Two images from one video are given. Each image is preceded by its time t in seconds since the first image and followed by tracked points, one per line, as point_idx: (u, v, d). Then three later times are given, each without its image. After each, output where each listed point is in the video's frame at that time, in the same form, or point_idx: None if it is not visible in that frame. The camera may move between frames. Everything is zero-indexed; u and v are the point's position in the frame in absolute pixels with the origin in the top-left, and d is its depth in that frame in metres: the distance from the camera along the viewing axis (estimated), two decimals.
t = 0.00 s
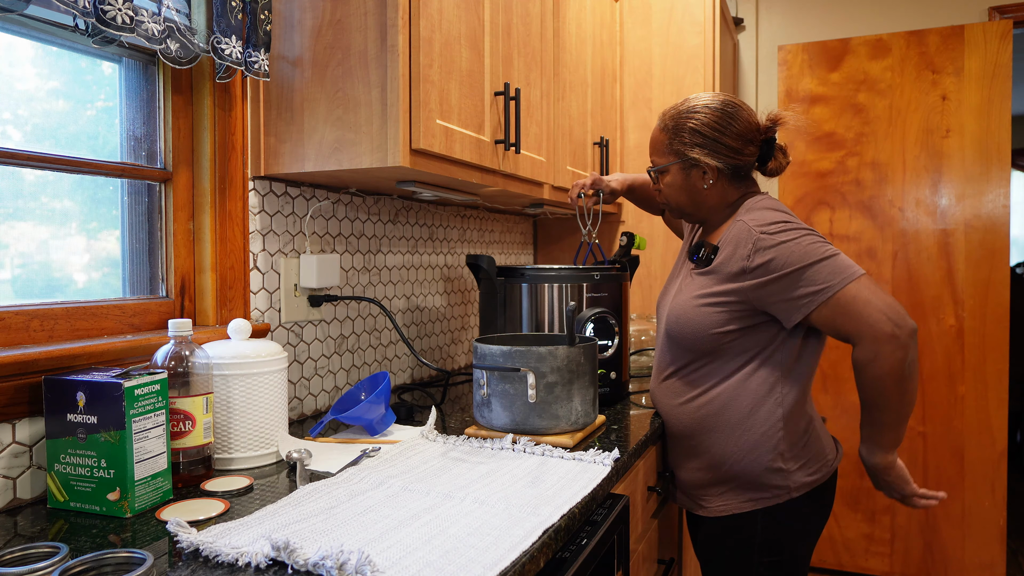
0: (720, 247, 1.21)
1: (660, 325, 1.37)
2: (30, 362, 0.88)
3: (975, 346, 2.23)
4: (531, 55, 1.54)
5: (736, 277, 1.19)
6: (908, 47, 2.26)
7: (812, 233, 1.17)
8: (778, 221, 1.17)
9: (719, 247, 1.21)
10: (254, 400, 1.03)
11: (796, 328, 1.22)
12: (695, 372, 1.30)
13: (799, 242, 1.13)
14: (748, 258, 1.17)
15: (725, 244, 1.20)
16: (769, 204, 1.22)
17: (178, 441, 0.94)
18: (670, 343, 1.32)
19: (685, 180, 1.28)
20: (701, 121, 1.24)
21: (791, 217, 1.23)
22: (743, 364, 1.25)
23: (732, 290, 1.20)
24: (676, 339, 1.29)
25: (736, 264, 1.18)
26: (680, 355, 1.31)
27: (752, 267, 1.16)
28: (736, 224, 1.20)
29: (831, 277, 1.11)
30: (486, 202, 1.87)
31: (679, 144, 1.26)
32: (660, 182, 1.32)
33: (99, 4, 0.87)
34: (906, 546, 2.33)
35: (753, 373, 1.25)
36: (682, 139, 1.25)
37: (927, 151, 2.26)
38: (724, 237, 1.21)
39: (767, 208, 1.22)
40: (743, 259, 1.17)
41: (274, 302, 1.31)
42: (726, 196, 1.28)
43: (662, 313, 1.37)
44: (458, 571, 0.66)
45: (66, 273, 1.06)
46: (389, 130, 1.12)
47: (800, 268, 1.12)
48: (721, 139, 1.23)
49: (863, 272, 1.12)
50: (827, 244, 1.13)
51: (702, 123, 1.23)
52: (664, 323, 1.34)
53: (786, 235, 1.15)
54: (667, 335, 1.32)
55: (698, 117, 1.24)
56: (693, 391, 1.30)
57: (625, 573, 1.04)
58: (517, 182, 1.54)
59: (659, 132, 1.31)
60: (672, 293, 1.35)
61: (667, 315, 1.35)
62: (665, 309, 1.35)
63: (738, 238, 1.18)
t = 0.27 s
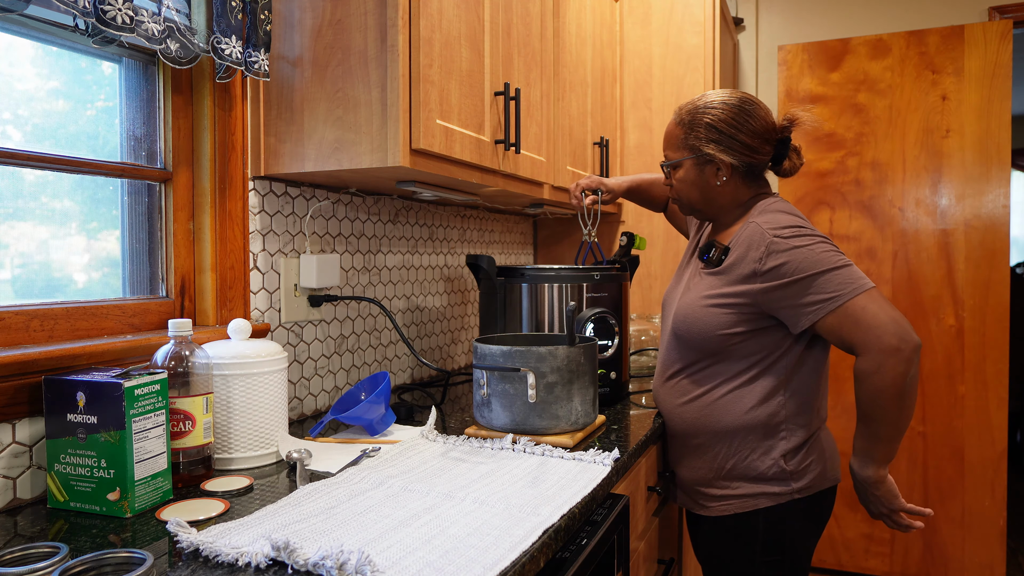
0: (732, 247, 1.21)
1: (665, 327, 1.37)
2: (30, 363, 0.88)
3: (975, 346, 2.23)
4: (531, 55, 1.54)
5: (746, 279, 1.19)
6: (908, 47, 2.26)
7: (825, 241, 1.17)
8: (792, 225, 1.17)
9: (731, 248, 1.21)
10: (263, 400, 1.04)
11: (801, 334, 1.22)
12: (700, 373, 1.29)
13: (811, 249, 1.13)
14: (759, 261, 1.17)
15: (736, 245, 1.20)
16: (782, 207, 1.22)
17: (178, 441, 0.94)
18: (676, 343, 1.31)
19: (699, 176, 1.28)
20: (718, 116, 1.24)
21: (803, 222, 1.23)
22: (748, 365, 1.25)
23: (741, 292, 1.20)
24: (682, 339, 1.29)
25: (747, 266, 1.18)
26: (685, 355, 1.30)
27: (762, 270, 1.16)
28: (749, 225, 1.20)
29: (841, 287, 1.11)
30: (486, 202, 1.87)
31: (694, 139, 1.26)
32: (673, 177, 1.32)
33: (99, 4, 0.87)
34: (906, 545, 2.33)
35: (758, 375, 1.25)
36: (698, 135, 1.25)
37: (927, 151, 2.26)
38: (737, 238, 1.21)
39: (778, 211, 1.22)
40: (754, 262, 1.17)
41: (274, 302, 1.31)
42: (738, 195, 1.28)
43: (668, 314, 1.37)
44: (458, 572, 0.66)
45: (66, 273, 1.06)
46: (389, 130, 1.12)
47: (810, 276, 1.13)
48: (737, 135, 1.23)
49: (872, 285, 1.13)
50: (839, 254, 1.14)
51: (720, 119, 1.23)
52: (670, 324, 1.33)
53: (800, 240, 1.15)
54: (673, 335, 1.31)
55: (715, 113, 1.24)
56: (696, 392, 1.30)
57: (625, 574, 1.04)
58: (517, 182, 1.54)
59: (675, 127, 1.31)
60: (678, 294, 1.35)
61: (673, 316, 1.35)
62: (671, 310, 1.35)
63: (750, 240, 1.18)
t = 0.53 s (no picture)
0: (749, 247, 1.21)
1: (673, 326, 1.36)
2: (30, 362, 0.87)
3: (975, 346, 2.23)
4: (531, 55, 1.54)
5: (763, 280, 1.19)
6: (908, 47, 2.26)
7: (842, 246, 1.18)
8: (811, 228, 1.17)
9: (747, 249, 1.21)
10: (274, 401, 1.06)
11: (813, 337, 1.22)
12: (712, 372, 1.29)
13: (831, 253, 1.14)
14: (777, 263, 1.17)
15: (754, 245, 1.19)
16: (798, 210, 1.22)
17: (178, 441, 0.94)
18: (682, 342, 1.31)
19: (716, 171, 1.27)
20: (738, 112, 1.23)
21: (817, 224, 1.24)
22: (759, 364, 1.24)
23: (757, 292, 1.19)
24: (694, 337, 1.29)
25: (765, 267, 1.18)
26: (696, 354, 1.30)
27: (780, 272, 1.16)
28: (767, 226, 1.19)
29: (859, 293, 1.12)
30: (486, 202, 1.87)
31: (713, 133, 1.25)
32: (689, 171, 1.31)
33: (99, 4, 0.87)
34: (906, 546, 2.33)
35: (769, 375, 1.25)
36: (717, 129, 1.25)
37: (927, 151, 2.26)
38: (753, 238, 1.20)
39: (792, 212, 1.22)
40: (773, 263, 1.17)
41: (274, 302, 1.31)
42: (757, 194, 1.28)
43: (676, 314, 1.36)
44: (458, 571, 0.66)
45: (66, 273, 1.06)
46: (389, 129, 1.12)
47: (830, 280, 1.13)
48: (756, 132, 1.23)
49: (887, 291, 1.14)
50: (857, 259, 1.15)
51: (739, 114, 1.23)
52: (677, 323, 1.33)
53: (820, 243, 1.15)
54: (682, 334, 1.31)
55: (734, 109, 1.24)
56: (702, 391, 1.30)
57: (625, 574, 1.04)
58: (517, 181, 1.54)
59: (692, 122, 1.30)
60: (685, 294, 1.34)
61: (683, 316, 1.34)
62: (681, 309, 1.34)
63: (768, 241, 1.18)
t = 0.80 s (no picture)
0: (765, 245, 1.21)
1: (681, 323, 1.35)
2: (30, 362, 0.87)
3: (975, 346, 2.24)
4: (531, 55, 1.54)
5: (779, 277, 1.19)
6: (908, 47, 2.26)
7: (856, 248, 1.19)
8: (828, 229, 1.18)
9: (764, 247, 1.21)
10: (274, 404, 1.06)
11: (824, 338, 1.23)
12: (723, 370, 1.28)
13: (849, 254, 1.15)
14: (795, 262, 1.17)
15: (771, 244, 1.19)
16: (812, 211, 1.23)
17: (178, 441, 0.94)
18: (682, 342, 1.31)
19: (731, 168, 1.27)
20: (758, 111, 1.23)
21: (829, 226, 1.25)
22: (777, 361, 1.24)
23: (774, 289, 1.19)
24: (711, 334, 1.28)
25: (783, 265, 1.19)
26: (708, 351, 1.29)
27: (798, 271, 1.17)
28: (784, 225, 1.20)
29: (875, 295, 1.13)
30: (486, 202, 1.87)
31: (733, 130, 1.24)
32: (703, 167, 1.30)
33: (99, 4, 0.87)
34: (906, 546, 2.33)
35: (781, 372, 1.25)
36: (737, 125, 1.24)
37: (927, 151, 2.26)
38: (770, 237, 1.20)
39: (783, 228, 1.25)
40: (790, 262, 1.17)
41: (274, 302, 1.31)
42: (768, 195, 1.28)
43: (684, 311, 1.35)
44: (458, 571, 0.66)
45: (66, 273, 1.06)
46: (389, 129, 1.12)
47: (848, 280, 1.14)
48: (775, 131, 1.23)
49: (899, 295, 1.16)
50: (872, 262, 1.16)
51: (760, 112, 1.23)
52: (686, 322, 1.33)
53: (838, 244, 1.16)
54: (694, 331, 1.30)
55: (753, 107, 1.24)
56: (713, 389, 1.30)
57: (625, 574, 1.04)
58: (517, 181, 1.54)
59: (709, 119, 1.29)
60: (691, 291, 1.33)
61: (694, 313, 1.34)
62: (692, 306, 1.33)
63: (786, 240, 1.18)
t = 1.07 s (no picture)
0: (782, 242, 1.20)
1: (692, 319, 1.34)
2: (30, 363, 0.87)
3: (975, 346, 2.23)
4: (531, 55, 1.54)
5: (796, 275, 1.19)
6: (908, 47, 2.26)
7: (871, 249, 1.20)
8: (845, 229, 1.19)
9: (781, 244, 1.20)
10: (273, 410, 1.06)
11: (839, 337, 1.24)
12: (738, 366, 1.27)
13: (866, 253, 1.15)
14: (813, 259, 1.17)
15: (788, 241, 1.19)
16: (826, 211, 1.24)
17: (178, 441, 0.94)
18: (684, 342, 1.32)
19: (746, 168, 1.26)
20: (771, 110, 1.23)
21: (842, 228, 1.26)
22: (795, 358, 1.24)
23: (791, 288, 1.19)
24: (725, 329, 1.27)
25: (800, 263, 1.19)
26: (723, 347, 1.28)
27: (816, 268, 1.17)
28: (800, 223, 1.20)
29: (892, 294, 1.14)
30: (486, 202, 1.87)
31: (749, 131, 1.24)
32: (715, 166, 1.29)
33: (99, 4, 0.87)
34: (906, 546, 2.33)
35: (795, 370, 1.24)
36: (753, 125, 1.24)
37: (927, 151, 2.26)
38: (786, 235, 1.20)
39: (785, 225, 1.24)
40: (808, 260, 1.17)
41: (274, 302, 1.31)
42: (779, 196, 1.28)
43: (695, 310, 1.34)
44: (458, 571, 0.66)
45: (66, 273, 1.06)
46: (389, 129, 1.12)
47: (866, 279, 1.14)
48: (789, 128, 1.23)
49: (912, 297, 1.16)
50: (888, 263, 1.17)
51: (772, 112, 1.23)
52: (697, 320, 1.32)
53: (855, 244, 1.16)
54: (708, 327, 1.29)
55: (770, 108, 1.23)
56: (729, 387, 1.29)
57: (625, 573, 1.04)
58: (517, 181, 1.54)
59: (724, 118, 1.28)
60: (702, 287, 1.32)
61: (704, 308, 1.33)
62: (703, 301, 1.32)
63: (803, 238, 1.18)
